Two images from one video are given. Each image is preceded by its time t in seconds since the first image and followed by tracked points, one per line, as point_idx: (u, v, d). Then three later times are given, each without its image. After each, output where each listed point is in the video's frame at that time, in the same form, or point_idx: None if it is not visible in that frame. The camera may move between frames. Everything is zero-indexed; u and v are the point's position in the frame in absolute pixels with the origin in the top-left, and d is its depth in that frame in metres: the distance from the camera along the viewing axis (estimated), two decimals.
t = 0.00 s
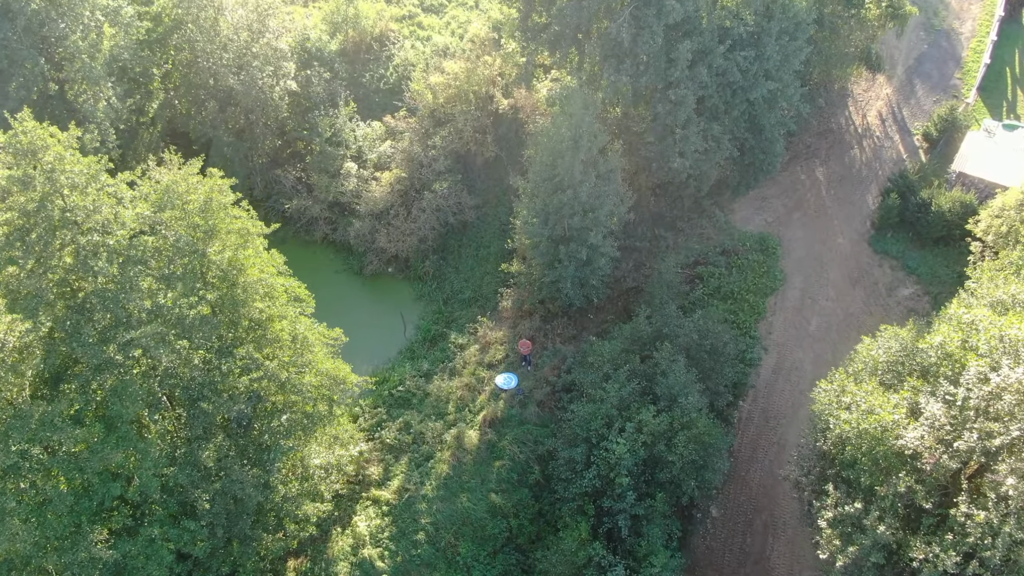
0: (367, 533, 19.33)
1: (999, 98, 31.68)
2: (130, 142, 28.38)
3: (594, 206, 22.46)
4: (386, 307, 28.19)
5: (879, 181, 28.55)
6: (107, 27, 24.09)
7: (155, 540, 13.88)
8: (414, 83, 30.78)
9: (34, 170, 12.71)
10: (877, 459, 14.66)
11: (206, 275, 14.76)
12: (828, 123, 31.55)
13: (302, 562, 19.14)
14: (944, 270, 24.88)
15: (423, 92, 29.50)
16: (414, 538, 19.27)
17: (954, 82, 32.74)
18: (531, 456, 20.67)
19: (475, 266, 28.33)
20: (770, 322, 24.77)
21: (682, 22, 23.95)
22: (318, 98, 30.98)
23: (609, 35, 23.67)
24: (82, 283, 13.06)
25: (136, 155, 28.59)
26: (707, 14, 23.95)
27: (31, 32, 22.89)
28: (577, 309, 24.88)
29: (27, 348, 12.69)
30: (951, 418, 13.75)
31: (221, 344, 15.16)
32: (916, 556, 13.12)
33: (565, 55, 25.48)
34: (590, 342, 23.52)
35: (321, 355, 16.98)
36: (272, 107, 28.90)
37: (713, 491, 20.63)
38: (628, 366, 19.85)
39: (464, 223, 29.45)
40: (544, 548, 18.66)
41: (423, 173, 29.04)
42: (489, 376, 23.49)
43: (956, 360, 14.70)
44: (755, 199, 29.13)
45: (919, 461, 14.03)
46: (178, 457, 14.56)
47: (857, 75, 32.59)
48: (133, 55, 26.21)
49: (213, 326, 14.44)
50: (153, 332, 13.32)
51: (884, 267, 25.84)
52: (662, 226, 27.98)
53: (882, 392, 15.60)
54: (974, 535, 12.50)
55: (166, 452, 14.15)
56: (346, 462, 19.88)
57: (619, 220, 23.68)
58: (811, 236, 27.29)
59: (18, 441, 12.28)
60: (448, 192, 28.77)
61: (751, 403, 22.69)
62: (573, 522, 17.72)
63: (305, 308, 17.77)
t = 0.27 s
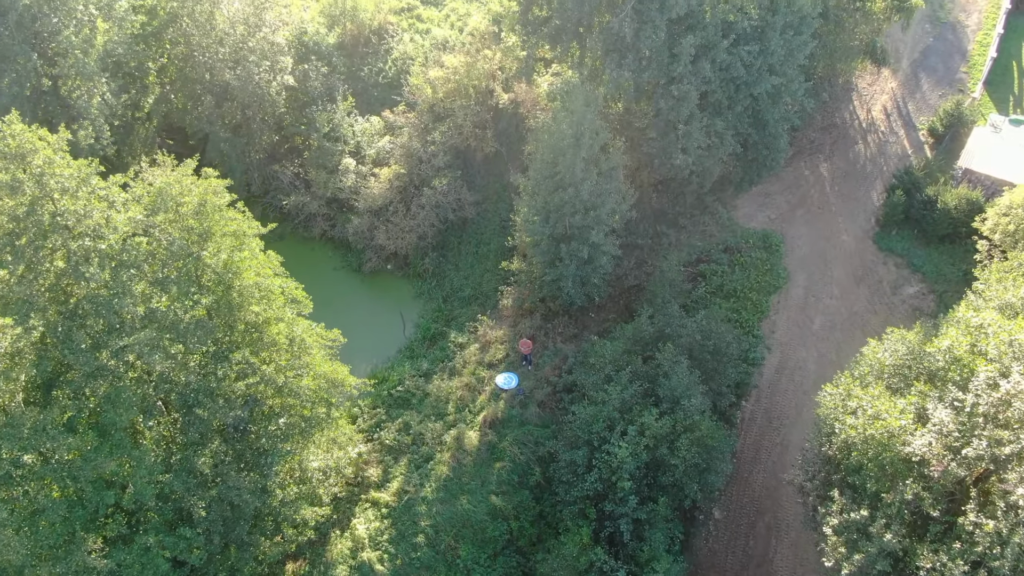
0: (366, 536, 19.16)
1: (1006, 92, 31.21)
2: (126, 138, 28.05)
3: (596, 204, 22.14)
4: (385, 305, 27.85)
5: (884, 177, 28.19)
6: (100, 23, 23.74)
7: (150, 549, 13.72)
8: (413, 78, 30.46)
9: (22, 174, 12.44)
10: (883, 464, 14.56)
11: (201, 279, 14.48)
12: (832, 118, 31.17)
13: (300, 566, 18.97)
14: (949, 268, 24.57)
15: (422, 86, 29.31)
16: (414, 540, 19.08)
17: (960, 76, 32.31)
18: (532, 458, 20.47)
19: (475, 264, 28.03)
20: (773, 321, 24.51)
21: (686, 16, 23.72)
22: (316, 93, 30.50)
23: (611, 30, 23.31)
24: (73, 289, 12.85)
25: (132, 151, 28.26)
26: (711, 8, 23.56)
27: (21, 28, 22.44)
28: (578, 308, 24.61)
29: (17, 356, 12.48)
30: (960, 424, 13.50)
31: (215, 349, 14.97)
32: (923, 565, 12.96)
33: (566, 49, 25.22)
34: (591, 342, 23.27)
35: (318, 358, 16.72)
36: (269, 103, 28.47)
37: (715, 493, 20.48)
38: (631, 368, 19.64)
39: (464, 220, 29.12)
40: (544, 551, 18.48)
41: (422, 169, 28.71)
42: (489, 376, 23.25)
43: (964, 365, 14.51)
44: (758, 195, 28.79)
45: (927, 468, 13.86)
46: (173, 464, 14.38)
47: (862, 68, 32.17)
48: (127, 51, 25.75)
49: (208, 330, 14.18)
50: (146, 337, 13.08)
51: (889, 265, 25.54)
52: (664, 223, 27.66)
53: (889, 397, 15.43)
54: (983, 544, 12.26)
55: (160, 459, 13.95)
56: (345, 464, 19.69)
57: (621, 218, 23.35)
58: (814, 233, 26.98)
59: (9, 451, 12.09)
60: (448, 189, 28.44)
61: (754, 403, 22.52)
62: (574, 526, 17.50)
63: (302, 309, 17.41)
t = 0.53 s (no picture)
0: (366, 539, 18.99)
1: (1013, 86, 30.75)
2: (121, 134, 27.68)
3: (598, 203, 21.83)
4: (384, 304, 27.53)
5: (889, 173, 27.85)
6: (94, 18, 23.34)
7: (147, 558, 13.55)
8: (412, 72, 30.08)
9: (11, 179, 12.20)
10: (890, 472, 14.37)
11: (196, 283, 14.20)
12: (837, 113, 30.77)
13: (299, 569, 18.80)
14: (955, 267, 24.28)
15: (421, 81, 28.97)
16: (414, 544, 18.91)
17: (967, 69, 31.86)
18: (533, 459, 20.28)
19: (475, 261, 27.73)
20: (776, 320, 24.25)
21: (689, 10, 23.30)
22: (314, 88, 30.05)
23: (613, 24, 22.93)
24: (65, 296, 12.67)
25: (127, 147, 27.91)
26: (715, 2, 23.16)
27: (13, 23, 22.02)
28: (579, 306, 24.34)
29: (9, 364, 12.32)
30: (969, 432, 13.31)
31: (211, 355, 14.72)
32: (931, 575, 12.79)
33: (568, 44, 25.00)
34: (593, 341, 23.02)
35: (315, 361, 16.52)
36: (266, 98, 27.98)
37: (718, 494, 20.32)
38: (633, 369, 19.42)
39: (464, 217, 28.79)
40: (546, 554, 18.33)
41: (422, 165, 28.35)
42: (490, 376, 23.02)
43: (973, 370, 14.30)
44: (762, 191, 28.45)
45: (935, 476, 13.68)
46: (169, 471, 14.18)
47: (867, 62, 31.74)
48: (122, 46, 25.33)
49: (203, 335, 13.92)
50: (140, 344, 12.79)
51: (894, 263, 25.25)
52: (667, 220, 27.33)
53: (897, 403, 15.23)
54: (992, 554, 12.05)
55: (156, 467, 13.75)
56: (344, 466, 19.48)
57: (623, 216, 23.03)
58: (819, 230, 26.67)
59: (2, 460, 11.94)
60: (447, 185, 28.12)
61: (757, 403, 22.31)
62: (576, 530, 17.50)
63: (299, 311, 17.18)
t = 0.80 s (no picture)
0: (365, 545, 18.79)
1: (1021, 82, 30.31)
2: (117, 132, 27.33)
3: (599, 203, 21.52)
4: (383, 303, 27.24)
5: (894, 171, 27.53)
6: (88, 15, 22.93)
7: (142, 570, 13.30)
8: (412, 69, 29.73)
9: None
10: (897, 480, 14.19)
11: (191, 290, 13.98)
12: (841, 110, 30.40)
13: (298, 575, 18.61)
14: (961, 267, 23.99)
15: (420, 77, 28.58)
16: (413, 549, 18.72)
17: (973, 65, 31.46)
18: (534, 463, 20.09)
19: (475, 260, 27.44)
20: (780, 321, 23.99)
21: (693, 6, 23.03)
22: (312, 85, 29.60)
23: (616, 21, 22.56)
24: (57, 304, 12.47)
25: (123, 145, 27.59)
26: None
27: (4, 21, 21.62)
28: (581, 307, 24.08)
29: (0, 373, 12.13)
30: (978, 441, 13.09)
31: (206, 362, 14.48)
32: None
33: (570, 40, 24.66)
34: (594, 343, 22.76)
35: (313, 366, 16.32)
36: (263, 95, 27.54)
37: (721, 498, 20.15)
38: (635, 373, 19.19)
39: (464, 215, 28.48)
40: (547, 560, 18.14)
41: (421, 163, 28.00)
42: (490, 379, 22.77)
43: (982, 378, 14.09)
44: (765, 189, 28.14)
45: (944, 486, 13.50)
46: (165, 480, 13.99)
47: (871, 58, 31.35)
48: (117, 43, 24.94)
49: (198, 344, 13.69)
50: (134, 354, 12.57)
51: (898, 263, 24.97)
52: (669, 219, 27.02)
53: (904, 410, 15.05)
54: (1002, 566, 11.83)
55: (151, 476, 13.56)
56: (343, 471, 19.26)
57: (625, 216, 22.71)
58: (822, 229, 26.39)
59: None
60: (447, 183, 27.80)
61: (761, 406, 22.11)
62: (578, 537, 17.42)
63: (297, 315, 16.92)
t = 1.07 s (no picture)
0: (364, 554, 18.55)
1: None
2: (113, 132, 26.95)
3: (601, 207, 21.24)
4: (382, 306, 26.96)
5: (898, 173, 27.23)
6: (82, 17, 22.54)
7: None
8: (411, 68, 29.46)
9: None
10: (905, 493, 13.96)
11: (186, 299, 13.69)
12: (845, 110, 30.06)
13: None
14: (966, 270, 23.70)
15: (419, 78, 28.24)
16: (413, 558, 18.51)
17: (978, 64, 31.09)
18: (535, 471, 19.87)
19: (475, 263, 27.16)
20: (783, 326, 23.72)
21: (696, 7, 22.66)
22: (311, 86, 29.22)
23: (618, 21, 22.24)
24: (49, 317, 12.17)
25: (119, 146, 27.20)
26: None
27: None
28: (582, 311, 23.81)
29: None
30: (988, 455, 12.82)
31: (202, 373, 14.20)
32: None
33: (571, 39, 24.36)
34: (596, 348, 22.50)
35: (311, 375, 16.11)
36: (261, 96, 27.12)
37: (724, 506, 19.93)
38: (637, 381, 18.94)
39: (464, 217, 28.18)
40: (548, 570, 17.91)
41: (421, 165, 27.67)
42: (490, 384, 22.52)
43: (991, 390, 13.81)
44: (769, 191, 27.83)
45: (953, 500, 13.26)
46: (160, 494, 13.75)
47: (876, 58, 30.99)
48: (113, 44, 24.58)
49: (195, 354, 13.40)
50: (127, 368, 12.32)
51: (903, 266, 24.69)
52: (671, 221, 26.71)
53: (912, 422, 14.80)
54: None
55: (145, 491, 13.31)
56: (342, 479, 19.01)
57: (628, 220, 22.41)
58: (827, 232, 26.08)
59: None
60: (447, 185, 27.52)
61: (764, 412, 21.88)
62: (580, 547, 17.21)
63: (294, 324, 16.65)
